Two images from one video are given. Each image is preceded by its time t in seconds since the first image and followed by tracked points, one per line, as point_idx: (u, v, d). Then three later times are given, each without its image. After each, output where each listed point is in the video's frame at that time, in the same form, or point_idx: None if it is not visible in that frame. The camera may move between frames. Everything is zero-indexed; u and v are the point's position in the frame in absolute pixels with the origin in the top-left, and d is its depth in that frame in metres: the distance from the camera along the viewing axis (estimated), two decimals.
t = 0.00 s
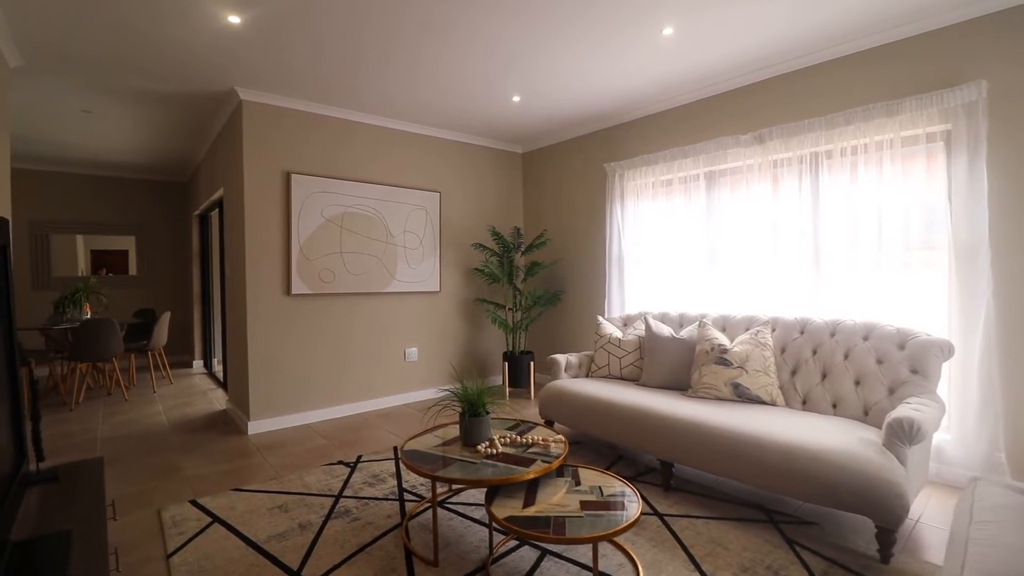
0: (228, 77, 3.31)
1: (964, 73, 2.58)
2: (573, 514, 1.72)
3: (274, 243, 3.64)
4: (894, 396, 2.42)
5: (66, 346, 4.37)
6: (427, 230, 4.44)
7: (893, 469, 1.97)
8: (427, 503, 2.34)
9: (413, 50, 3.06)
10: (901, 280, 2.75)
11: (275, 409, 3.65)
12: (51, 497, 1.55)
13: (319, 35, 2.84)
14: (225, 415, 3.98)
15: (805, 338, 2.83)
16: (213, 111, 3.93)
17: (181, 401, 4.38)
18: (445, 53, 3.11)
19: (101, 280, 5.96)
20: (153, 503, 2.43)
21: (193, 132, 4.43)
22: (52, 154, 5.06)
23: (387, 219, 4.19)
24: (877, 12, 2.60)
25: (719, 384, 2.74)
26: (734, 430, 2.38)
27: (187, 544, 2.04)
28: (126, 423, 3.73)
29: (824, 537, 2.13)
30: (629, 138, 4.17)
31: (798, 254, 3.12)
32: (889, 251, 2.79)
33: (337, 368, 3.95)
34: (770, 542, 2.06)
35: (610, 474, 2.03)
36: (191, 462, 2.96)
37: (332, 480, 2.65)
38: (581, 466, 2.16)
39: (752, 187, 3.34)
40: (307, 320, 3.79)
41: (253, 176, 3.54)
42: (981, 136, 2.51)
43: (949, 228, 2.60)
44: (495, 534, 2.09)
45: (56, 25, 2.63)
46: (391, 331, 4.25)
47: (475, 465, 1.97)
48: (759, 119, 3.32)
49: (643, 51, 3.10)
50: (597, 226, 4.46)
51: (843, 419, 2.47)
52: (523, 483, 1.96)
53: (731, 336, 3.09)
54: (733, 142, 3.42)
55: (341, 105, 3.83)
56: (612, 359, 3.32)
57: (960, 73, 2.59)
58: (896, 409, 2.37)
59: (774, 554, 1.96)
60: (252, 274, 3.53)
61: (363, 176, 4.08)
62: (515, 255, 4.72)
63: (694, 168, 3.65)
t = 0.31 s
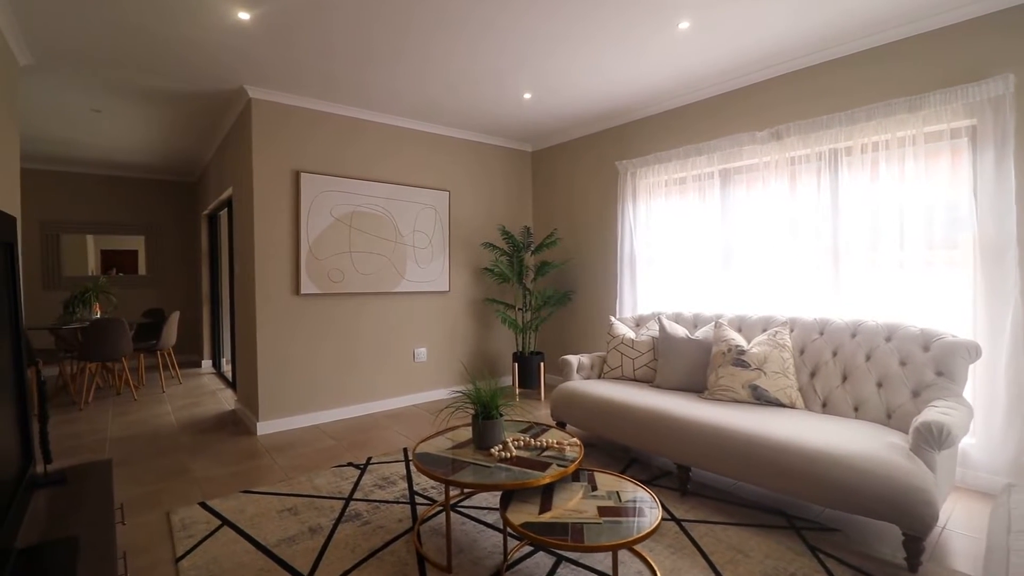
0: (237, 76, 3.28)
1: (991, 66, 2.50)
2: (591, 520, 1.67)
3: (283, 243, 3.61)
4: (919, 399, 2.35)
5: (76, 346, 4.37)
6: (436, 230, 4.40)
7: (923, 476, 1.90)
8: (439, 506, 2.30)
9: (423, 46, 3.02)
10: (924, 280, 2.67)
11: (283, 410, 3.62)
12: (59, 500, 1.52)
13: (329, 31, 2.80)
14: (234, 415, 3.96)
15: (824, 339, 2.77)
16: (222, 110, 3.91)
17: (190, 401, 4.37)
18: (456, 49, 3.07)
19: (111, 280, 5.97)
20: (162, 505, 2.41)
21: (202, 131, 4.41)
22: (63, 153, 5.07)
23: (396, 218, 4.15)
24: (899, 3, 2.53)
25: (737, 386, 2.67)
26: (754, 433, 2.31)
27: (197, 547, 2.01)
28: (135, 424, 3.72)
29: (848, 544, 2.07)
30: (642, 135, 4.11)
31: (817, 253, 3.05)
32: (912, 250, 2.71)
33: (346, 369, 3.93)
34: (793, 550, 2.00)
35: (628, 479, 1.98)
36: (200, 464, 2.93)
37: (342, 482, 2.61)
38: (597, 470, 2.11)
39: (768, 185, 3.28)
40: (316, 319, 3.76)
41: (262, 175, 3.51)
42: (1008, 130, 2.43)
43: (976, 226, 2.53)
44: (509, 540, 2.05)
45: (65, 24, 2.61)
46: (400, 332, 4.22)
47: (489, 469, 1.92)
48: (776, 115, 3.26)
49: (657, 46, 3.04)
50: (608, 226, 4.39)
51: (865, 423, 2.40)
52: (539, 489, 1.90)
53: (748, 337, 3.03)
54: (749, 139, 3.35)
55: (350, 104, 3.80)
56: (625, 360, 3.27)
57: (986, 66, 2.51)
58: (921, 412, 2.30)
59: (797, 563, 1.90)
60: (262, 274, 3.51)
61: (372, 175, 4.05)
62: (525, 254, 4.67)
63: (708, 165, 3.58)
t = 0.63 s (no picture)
0: (244, 75, 3.26)
1: (1015, 60, 2.43)
2: (607, 527, 1.63)
3: (291, 242, 3.59)
4: (941, 403, 2.29)
5: (83, 346, 4.37)
6: (444, 230, 4.37)
7: (949, 483, 1.84)
8: (449, 510, 2.26)
9: (431, 44, 2.98)
10: (944, 280, 2.61)
11: (291, 411, 3.60)
12: (65, 506, 1.49)
13: (336, 29, 2.77)
14: (241, 416, 3.94)
15: (842, 341, 2.71)
16: (230, 109, 3.89)
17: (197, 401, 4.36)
18: (466, 47, 3.03)
19: (119, 280, 5.98)
20: (169, 507, 2.38)
21: (209, 131, 4.40)
22: (71, 153, 5.08)
23: (404, 218, 4.12)
24: None
25: (752, 389, 2.62)
26: (772, 437, 2.26)
27: (205, 551, 1.99)
28: (142, 424, 3.71)
29: (871, 552, 2.01)
30: (652, 133, 4.06)
31: (834, 254, 2.99)
32: (933, 250, 2.64)
33: (354, 370, 3.90)
34: (813, 558, 1.95)
35: (643, 484, 1.93)
36: (207, 465, 2.91)
37: (350, 485, 2.58)
38: (611, 475, 2.07)
39: (783, 184, 3.22)
40: (324, 320, 3.74)
41: (270, 175, 3.49)
42: None
43: (999, 226, 2.46)
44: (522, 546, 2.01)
45: (72, 23, 2.60)
46: (408, 332, 4.19)
47: (501, 474, 1.88)
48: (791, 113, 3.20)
49: (670, 43, 2.99)
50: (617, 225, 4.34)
51: (885, 427, 2.35)
52: (552, 494, 1.86)
53: (763, 338, 2.97)
54: (763, 137, 3.30)
55: (358, 102, 3.77)
56: (637, 361, 3.22)
57: (1011, 61, 2.44)
58: (943, 416, 2.25)
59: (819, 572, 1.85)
60: (269, 274, 3.49)
61: (380, 174, 4.02)
62: (533, 254, 4.62)
63: (721, 164, 3.52)
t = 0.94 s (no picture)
0: (251, 74, 3.24)
1: None
2: (625, 534, 1.59)
3: (298, 243, 3.57)
4: (963, 406, 2.23)
5: (92, 346, 4.37)
6: (452, 230, 4.34)
7: (976, 489, 1.79)
8: (460, 514, 2.22)
9: (439, 43, 2.95)
10: (965, 281, 2.55)
11: (299, 412, 3.58)
12: (73, 511, 1.47)
13: (345, 28, 2.74)
14: (249, 417, 3.93)
15: (860, 343, 2.65)
16: (237, 109, 3.88)
17: (205, 402, 4.36)
18: (475, 46, 2.99)
19: (127, 280, 6.00)
20: (178, 510, 2.36)
21: (217, 131, 4.39)
22: (80, 154, 5.08)
23: (412, 218, 4.10)
24: None
25: (768, 392, 2.58)
26: (788, 441, 2.22)
27: (213, 555, 1.96)
28: (150, 425, 3.70)
29: (893, 559, 1.96)
30: (663, 132, 4.01)
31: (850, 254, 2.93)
32: (953, 250, 2.59)
33: (362, 371, 3.88)
34: (834, 566, 1.90)
35: (659, 489, 1.89)
36: (216, 467, 2.89)
37: (359, 488, 2.55)
38: (625, 479, 2.03)
39: (798, 183, 3.16)
40: (332, 320, 3.72)
41: (278, 175, 3.47)
42: None
43: None
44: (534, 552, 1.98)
45: (80, 23, 2.58)
46: (416, 333, 4.16)
47: (514, 479, 1.84)
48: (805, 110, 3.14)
49: (682, 41, 2.94)
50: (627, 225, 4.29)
51: (905, 431, 2.29)
52: (566, 500, 1.82)
53: (778, 340, 2.92)
54: (777, 135, 3.24)
55: (365, 102, 3.75)
56: (649, 363, 3.17)
57: None
58: (965, 420, 2.19)
59: None
60: (277, 275, 3.47)
61: (388, 174, 3.99)
62: (542, 254, 4.58)
63: (733, 162, 3.47)
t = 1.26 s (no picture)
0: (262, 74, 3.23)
1: None
2: (646, 542, 1.55)
3: (308, 243, 3.55)
4: (989, 411, 2.18)
5: (103, 346, 4.38)
6: (462, 230, 4.31)
7: (1007, 498, 1.73)
8: (473, 519, 2.19)
9: (451, 42, 2.92)
10: (991, 282, 2.48)
11: (309, 413, 3.56)
12: (86, 516, 1.45)
13: (357, 26, 2.71)
14: (259, 418, 3.92)
15: (880, 345, 2.60)
16: (248, 109, 3.87)
17: (215, 402, 4.35)
18: (487, 44, 2.96)
19: (137, 281, 6.02)
20: (189, 512, 2.35)
21: (227, 131, 4.39)
22: (91, 154, 5.10)
23: (422, 218, 4.07)
24: None
25: (786, 395, 2.53)
26: (807, 446, 2.17)
27: (226, 559, 1.94)
28: (161, 426, 3.70)
29: (919, 569, 1.91)
30: (675, 131, 3.96)
31: (869, 254, 2.88)
32: (977, 250, 2.52)
33: (373, 372, 3.86)
34: None
35: (678, 495, 1.85)
36: (226, 469, 2.88)
37: (371, 491, 2.53)
38: (642, 485, 1.99)
39: (815, 182, 3.11)
40: (342, 321, 3.70)
41: (288, 175, 3.46)
42: None
43: None
44: (550, 559, 1.94)
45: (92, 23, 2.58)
46: (426, 334, 4.14)
47: (530, 484, 1.81)
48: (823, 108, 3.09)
49: (697, 38, 2.90)
50: (638, 225, 4.24)
51: (929, 436, 2.24)
52: (584, 506, 1.78)
53: (796, 342, 2.87)
54: (793, 133, 3.19)
55: (376, 101, 3.73)
56: (662, 365, 3.13)
57: None
58: (992, 424, 2.14)
59: None
60: (287, 275, 3.46)
61: (398, 174, 3.97)
62: (552, 255, 4.55)
63: (748, 161, 3.42)
